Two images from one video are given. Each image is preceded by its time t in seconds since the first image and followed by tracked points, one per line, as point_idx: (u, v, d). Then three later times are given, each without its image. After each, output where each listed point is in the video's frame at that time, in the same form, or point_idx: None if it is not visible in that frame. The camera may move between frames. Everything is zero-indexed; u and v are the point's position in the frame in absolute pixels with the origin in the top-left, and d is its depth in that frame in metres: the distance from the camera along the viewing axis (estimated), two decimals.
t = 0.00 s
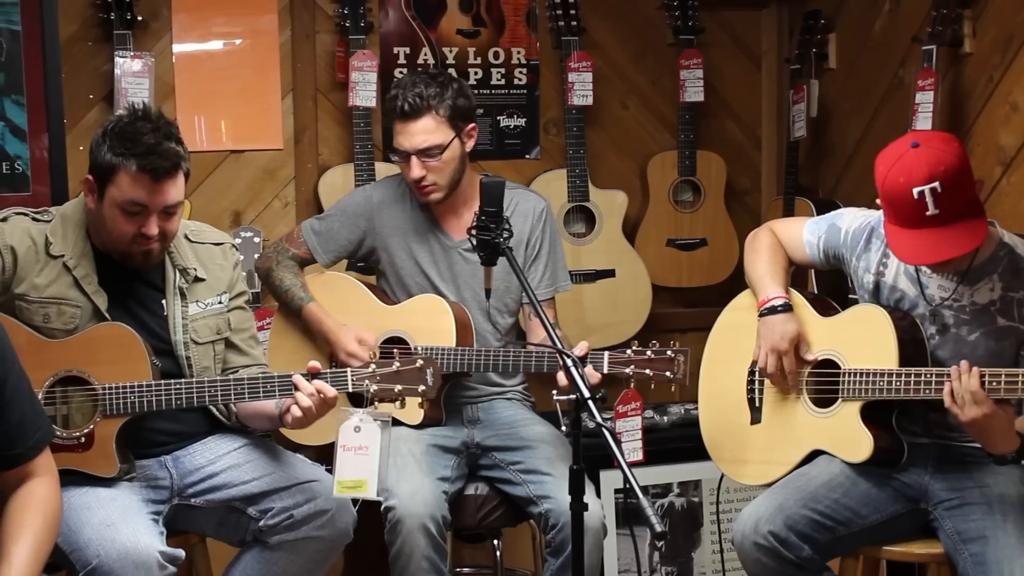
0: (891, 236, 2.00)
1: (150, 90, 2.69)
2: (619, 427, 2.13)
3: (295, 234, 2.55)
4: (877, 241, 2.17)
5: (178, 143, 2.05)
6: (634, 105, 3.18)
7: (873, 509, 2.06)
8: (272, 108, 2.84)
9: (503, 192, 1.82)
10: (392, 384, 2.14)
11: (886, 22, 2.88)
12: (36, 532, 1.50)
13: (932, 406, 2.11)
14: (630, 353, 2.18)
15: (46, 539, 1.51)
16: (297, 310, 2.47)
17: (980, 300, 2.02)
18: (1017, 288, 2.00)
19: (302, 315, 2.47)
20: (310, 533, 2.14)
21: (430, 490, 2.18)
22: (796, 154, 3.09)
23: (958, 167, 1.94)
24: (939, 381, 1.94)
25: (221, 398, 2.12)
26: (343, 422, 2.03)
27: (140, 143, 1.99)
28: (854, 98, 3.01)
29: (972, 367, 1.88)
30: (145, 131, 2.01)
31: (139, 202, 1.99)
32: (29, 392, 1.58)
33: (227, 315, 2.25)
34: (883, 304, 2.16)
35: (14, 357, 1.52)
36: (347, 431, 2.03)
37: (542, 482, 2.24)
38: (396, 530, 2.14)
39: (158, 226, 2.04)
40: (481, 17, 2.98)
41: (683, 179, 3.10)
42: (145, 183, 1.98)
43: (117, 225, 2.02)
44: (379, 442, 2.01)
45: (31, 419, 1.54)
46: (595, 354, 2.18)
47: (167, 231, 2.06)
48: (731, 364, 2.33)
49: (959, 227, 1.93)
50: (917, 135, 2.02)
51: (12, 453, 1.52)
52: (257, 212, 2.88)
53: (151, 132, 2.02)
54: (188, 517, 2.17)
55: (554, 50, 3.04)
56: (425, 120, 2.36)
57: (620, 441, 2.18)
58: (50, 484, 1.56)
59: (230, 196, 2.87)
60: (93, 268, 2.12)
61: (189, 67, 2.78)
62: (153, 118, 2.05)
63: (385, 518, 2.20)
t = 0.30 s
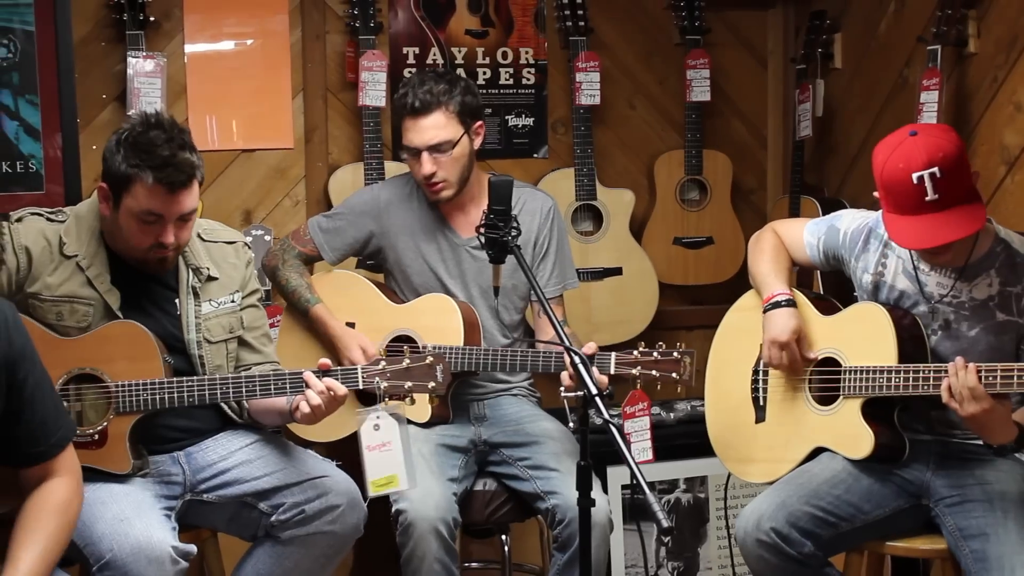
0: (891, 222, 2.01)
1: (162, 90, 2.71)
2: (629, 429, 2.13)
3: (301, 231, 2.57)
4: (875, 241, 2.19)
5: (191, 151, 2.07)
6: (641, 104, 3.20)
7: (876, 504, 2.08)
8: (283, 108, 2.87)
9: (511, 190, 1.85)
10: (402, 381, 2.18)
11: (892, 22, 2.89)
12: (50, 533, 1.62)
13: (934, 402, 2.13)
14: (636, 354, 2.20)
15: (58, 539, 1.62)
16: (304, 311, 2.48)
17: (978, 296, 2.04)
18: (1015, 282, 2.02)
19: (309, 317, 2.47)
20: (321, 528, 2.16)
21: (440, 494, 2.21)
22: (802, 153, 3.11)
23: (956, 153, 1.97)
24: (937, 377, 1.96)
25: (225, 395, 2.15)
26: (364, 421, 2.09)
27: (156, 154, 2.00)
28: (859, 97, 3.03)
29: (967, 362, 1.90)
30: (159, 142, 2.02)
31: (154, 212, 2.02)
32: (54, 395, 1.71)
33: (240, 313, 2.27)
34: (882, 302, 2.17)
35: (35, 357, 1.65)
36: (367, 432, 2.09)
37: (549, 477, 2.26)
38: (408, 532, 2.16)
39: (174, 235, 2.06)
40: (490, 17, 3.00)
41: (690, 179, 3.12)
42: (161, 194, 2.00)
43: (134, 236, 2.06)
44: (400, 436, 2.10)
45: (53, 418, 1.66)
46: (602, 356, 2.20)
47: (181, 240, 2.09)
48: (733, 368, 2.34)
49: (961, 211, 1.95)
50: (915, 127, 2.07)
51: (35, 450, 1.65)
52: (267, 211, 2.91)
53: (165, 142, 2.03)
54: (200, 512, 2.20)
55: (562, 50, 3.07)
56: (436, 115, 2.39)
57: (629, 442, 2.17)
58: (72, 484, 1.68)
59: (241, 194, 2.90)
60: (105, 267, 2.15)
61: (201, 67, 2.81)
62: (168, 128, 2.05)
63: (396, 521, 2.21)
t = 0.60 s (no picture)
0: (899, 223, 2.04)
1: (174, 90, 2.74)
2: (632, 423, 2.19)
3: (310, 231, 2.60)
4: (884, 239, 2.21)
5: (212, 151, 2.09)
6: (648, 104, 3.22)
7: (881, 501, 2.10)
8: (293, 108, 2.90)
9: (519, 190, 1.87)
10: (416, 384, 2.19)
11: (897, 22, 2.91)
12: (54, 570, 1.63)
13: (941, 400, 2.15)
14: (642, 351, 2.22)
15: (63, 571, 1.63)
16: (314, 310, 2.51)
17: (986, 295, 2.06)
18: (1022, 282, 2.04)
19: (318, 316, 2.50)
20: (331, 522, 2.18)
21: (450, 490, 2.24)
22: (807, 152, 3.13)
23: (965, 153, 1.99)
24: (945, 375, 1.99)
25: (239, 393, 2.18)
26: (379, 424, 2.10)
27: (183, 157, 2.03)
28: (864, 97, 3.05)
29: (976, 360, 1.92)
30: (184, 145, 2.05)
31: (183, 214, 2.05)
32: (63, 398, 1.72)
33: (249, 309, 2.30)
34: (891, 300, 2.19)
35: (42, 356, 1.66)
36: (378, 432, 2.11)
37: (557, 471, 2.29)
38: (417, 527, 2.19)
39: (200, 233, 2.10)
40: (498, 18, 3.03)
41: (696, 178, 3.15)
42: (189, 197, 2.04)
43: (162, 235, 2.09)
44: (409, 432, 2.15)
45: (59, 420, 1.67)
46: (608, 354, 2.23)
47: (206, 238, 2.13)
48: (741, 366, 2.37)
49: (968, 210, 1.97)
50: (923, 128, 2.09)
51: (40, 453, 1.66)
52: (278, 210, 2.94)
53: (189, 144, 2.05)
54: (212, 509, 2.22)
55: (570, 50, 3.09)
56: (470, 87, 2.48)
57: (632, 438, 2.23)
58: (76, 505, 1.68)
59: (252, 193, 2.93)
60: (121, 264, 2.18)
61: (212, 67, 2.83)
62: (187, 128, 2.07)
63: (405, 515, 2.25)
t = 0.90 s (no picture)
0: (907, 223, 2.07)
1: (186, 90, 2.77)
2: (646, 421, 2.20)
3: (323, 227, 2.62)
4: (894, 236, 2.22)
5: (227, 177, 2.09)
6: (657, 103, 3.24)
7: (889, 497, 2.12)
8: (304, 107, 2.92)
9: (529, 187, 1.89)
10: (424, 379, 2.22)
11: (904, 22, 2.93)
12: None
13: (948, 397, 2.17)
14: (652, 347, 2.24)
15: None
16: (326, 294, 2.52)
17: (997, 293, 2.07)
18: None
19: (331, 298, 2.52)
20: (341, 517, 2.20)
21: (463, 476, 2.27)
22: (815, 151, 3.15)
23: (974, 157, 2.00)
24: (954, 373, 1.99)
25: (246, 388, 2.20)
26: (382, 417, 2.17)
27: (197, 186, 2.03)
28: (871, 96, 3.07)
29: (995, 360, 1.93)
30: (199, 171, 2.04)
31: (190, 237, 2.06)
32: (82, 419, 1.69)
33: (262, 312, 2.33)
34: (900, 296, 2.21)
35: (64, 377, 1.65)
36: (384, 426, 2.19)
37: (566, 468, 2.31)
38: (430, 513, 2.21)
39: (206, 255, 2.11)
40: (508, 18, 3.05)
41: (704, 176, 3.17)
42: (199, 224, 2.04)
43: (168, 252, 2.10)
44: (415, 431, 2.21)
45: (68, 442, 1.64)
46: (618, 349, 2.25)
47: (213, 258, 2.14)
48: (750, 359, 2.39)
49: (974, 214, 1.99)
50: (934, 128, 2.09)
51: (46, 473, 1.62)
52: (289, 208, 2.96)
53: (205, 173, 2.05)
54: (225, 503, 2.25)
55: (578, 50, 3.11)
56: (485, 89, 2.50)
57: (646, 434, 2.24)
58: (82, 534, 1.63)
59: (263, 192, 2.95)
60: (133, 263, 2.20)
61: (224, 67, 2.86)
62: (206, 154, 2.07)
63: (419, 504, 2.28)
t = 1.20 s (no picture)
0: (909, 230, 2.09)
1: (201, 88, 2.79)
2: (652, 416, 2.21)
3: (334, 227, 2.64)
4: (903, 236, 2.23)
5: (243, 178, 2.10)
6: (668, 102, 3.25)
7: (899, 494, 2.13)
8: (317, 105, 2.94)
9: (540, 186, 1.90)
10: (438, 375, 2.24)
11: (914, 20, 2.93)
12: None
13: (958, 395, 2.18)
14: (661, 343, 2.26)
15: None
16: (337, 303, 2.55)
17: (1005, 292, 2.08)
18: None
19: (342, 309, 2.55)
20: (355, 515, 2.21)
21: (473, 481, 2.28)
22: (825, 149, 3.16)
23: (974, 164, 2.01)
24: (963, 371, 2.00)
25: (260, 385, 2.21)
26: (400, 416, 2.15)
27: (210, 184, 2.04)
28: (881, 94, 3.07)
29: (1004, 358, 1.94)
30: (214, 169, 2.05)
31: (202, 235, 2.08)
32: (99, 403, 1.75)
33: (279, 309, 2.34)
34: (908, 295, 2.22)
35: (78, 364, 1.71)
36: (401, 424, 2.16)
37: (577, 464, 2.33)
38: (441, 518, 2.23)
39: (218, 254, 2.12)
40: (520, 17, 3.07)
41: (715, 174, 3.18)
42: (212, 223, 2.05)
43: (180, 249, 2.12)
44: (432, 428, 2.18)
45: (87, 428, 1.70)
46: (627, 346, 2.27)
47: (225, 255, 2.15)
48: (758, 356, 2.40)
49: (973, 224, 2.01)
50: (936, 134, 2.11)
51: (68, 459, 1.69)
52: (303, 205, 2.99)
53: (219, 172, 2.05)
54: (239, 498, 2.27)
55: (590, 48, 3.13)
56: (496, 102, 2.50)
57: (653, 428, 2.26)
58: (104, 513, 1.69)
59: (277, 189, 2.98)
60: (151, 260, 2.22)
61: (239, 65, 2.88)
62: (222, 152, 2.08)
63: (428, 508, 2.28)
